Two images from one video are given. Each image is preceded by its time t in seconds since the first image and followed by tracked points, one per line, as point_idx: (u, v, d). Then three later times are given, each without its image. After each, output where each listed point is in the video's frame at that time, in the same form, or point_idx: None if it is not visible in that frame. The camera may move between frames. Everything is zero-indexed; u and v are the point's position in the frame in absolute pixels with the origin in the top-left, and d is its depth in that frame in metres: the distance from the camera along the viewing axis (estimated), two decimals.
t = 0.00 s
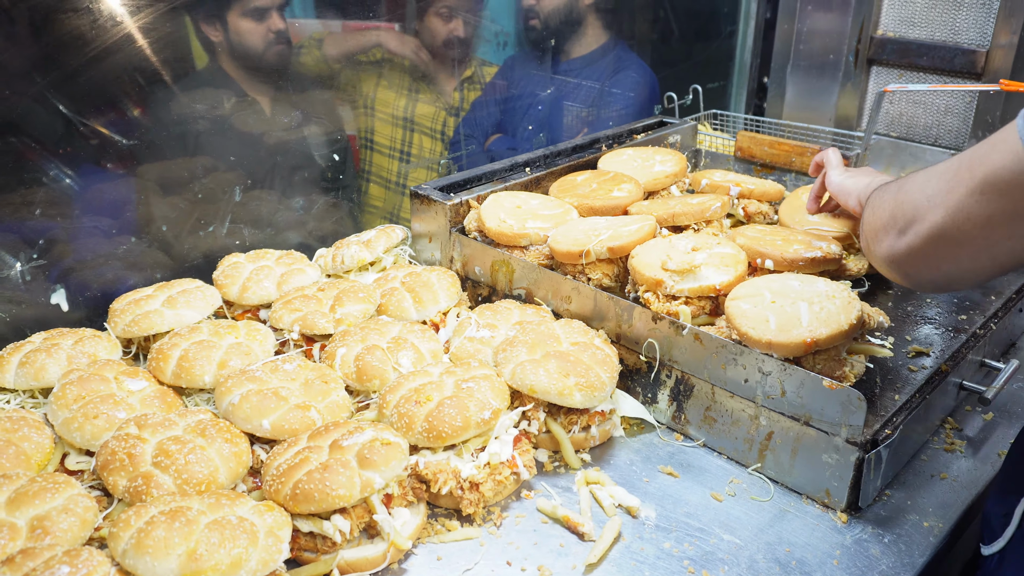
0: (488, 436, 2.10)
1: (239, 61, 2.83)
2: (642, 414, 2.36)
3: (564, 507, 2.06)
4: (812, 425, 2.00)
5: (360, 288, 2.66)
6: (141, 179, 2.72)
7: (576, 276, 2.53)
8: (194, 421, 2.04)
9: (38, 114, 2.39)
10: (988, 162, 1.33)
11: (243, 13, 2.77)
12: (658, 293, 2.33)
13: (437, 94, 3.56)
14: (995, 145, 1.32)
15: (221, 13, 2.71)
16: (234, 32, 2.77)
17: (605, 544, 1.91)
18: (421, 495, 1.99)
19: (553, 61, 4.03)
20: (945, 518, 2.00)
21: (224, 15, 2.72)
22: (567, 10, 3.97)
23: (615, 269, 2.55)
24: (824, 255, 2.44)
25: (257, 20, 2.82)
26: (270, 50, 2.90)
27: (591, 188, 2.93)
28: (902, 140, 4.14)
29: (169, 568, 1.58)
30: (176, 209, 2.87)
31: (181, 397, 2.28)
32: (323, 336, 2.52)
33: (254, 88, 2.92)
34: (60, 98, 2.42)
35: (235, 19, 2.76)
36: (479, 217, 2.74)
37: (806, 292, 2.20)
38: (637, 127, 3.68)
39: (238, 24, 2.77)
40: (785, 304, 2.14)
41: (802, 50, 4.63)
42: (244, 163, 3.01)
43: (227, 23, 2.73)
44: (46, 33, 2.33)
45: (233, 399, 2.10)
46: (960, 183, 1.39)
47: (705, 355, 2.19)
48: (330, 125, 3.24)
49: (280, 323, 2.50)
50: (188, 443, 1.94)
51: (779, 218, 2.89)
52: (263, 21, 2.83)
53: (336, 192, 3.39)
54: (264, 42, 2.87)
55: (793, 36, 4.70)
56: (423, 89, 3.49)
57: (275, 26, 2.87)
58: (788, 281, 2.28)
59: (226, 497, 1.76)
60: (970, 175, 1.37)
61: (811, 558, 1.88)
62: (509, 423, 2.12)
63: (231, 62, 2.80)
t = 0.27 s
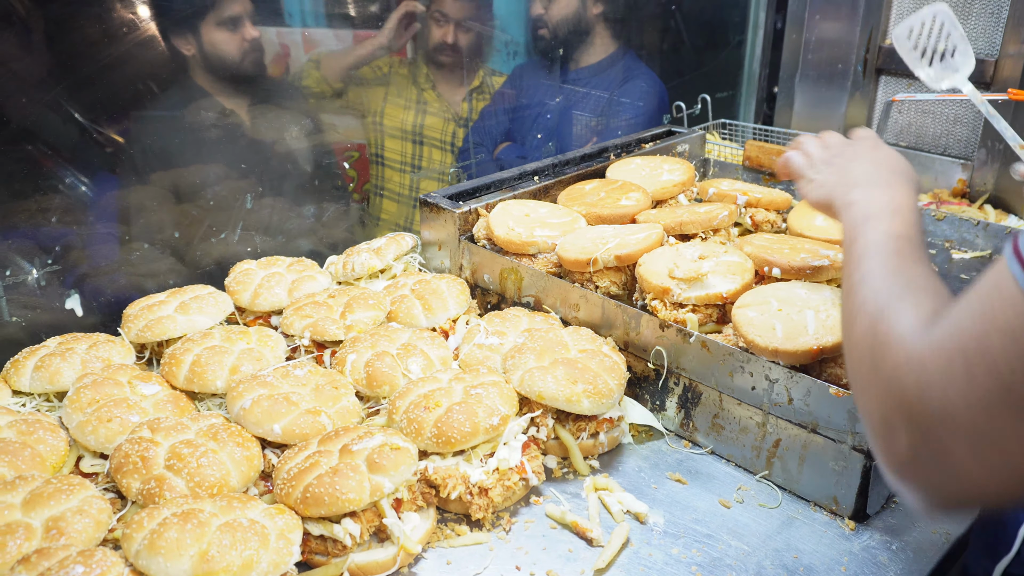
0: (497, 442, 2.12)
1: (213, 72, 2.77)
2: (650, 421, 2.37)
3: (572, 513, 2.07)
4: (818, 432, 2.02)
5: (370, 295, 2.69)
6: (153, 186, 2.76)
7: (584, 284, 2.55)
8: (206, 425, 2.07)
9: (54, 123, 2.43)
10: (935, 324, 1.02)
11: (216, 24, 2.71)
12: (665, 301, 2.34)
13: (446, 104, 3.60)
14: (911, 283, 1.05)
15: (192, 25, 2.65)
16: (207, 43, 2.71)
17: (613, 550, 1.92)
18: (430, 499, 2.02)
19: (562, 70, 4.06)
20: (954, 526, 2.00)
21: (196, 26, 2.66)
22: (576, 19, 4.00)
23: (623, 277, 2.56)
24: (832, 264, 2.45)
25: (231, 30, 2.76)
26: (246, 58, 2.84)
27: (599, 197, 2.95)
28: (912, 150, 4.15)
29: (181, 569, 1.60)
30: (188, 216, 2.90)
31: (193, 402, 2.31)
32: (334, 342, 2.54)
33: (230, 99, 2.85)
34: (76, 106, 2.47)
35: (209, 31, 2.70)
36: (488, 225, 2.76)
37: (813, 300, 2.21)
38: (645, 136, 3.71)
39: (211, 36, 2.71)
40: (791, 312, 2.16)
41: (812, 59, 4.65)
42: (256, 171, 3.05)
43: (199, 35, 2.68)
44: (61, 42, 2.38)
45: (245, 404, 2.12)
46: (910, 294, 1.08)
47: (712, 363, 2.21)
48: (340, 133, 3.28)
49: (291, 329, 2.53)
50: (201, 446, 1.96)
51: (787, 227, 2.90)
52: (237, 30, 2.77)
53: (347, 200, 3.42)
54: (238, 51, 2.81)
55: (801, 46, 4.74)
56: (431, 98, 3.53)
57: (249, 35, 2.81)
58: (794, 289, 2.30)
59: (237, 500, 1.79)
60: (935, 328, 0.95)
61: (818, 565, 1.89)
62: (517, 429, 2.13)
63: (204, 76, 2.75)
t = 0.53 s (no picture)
0: (508, 445, 2.13)
1: (203, 90, 2.73)
2: (661, 426, 2.38)
3: (584, 516, 2.08)
4: (829, 437, 2.02)
5: (383, 298, 2.71)
6: (166, 190, 2.79)
7: (595, 288, 2.56)
8: (221, 426, 2.09)
9: (69, 128, 2.45)
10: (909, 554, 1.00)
11: (206, 42, 2.68)
12: (676, 306, 2.34)
13: (457, 110, 3.69)
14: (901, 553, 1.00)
15: (181, 43, 2.62)
16: (197, 61, 2.68)
17: (625, 553, 1.93)
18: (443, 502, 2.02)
19: (573, 76, 4.08)
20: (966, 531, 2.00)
21: (185, 44, 2.63)
22: (587, 25, 4.01)
23: (634, 282, 2.58)
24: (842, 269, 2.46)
25: (221, 47, 2.73)
26: (236, 76, 2.81)
27: (610, 203, 2.96)
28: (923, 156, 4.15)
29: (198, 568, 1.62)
30: (202, 220, 2.93)
31: (208, 404, 2.33)
32: (346, 346, 2.56)
33: (219, 116, 2.82)
34: (90, 113, 2.49)
35: (199, 48, 2.67)
36: (499, 230, 2.78)
37: (824, 305, 2.22)
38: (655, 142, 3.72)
39: (202, 54, 2.68)
40: (801, 318, 2.16)
41: (822, 65, 4.66)
42: (269, 175, 3.08)
43: (189, 53, 2.65)
44: (78, 51, 2.39)
45: (260, 405, 2.15)
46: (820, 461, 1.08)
47: (723, 368, 2.21)
48: (353, 139, 3.30)
49: (304, 332, 2.55)
50: (216, 447, 1.98)
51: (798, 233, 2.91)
52: (227, 48, 2.74)
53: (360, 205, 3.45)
54: (229, 68, 2.78)
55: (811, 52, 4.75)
56: (442, 104, 3.61)
57: (239, 51, 2.78)
58: (806, 296, 2.29)
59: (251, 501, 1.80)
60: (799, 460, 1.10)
61: (830, 569, 1.90)
62: (529, 432, 2.16)
63: (195, 93, 2.71)
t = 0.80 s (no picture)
0: (529, 446, 2.15)
1: (207, 94, 2.74)
2: (681, 430, 2.39)
3: (603, 518, 2.10)
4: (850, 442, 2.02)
5: (403, 300, 2.73)
6: (188, 192, 2.82)
7: (615, 292, 2.57)
8: (245, 424, 2.11)
9: (87, 132, 2.49)
10: None
11: (210, 46, 2.68)
12: (697, 310, 2.37)
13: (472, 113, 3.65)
14: None
15: (186, 47, 2.63)
16: (201, 65, 2.69)
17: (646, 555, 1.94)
18: (463, 502, 2.03)
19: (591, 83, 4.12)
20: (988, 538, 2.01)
21: (190, 49, 2.63)
22: (610, 29, 4.06)
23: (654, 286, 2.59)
24: (862, 275, 2.46)
25: (226, 53, 2.73)
26: (241, 81, 2.81)
27: (630, 208, 2.98)
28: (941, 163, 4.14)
29: (225, 562, 1.65)
30: (224, 222, 2.96)
31: (231, 402, 2.36)
32: (367, 347, 2.58)
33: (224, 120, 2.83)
34: (109, 116, 2.53)
35: (203, 52, 2.67)
36: (520, 234, 2.80)
37: (844, 310, 2.23)
38: (674, 148, 3.74)
39: (206, 58, 2.69)
40: (822, 323, 2.17)
41: (840, 73, 4.68)
42: (291, 178, 3.11)
43: (193, 56, 2.65)
44: (97, 57, 2.43)
45: (283, 404, 2.17)
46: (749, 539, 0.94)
47: (744, 372, 2.22)
48: (373, 143, 3.33)
49: (326, 333, 2.57)
50: (240, 445, 2.01)
51: (817, 238, 2.92)
52: (232, 53, 2.74)
53: (380, 208, 3.47)
54: (232, 73, 2.77)
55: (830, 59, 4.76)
56: (460, 109, 3.59)
57: (245, 57, 2.78)
58: (826, 300, 2.30)
59: (276, 498, 1.83)
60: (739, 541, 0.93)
61: None
62: (550, 433, 2.15)
63: (199, 97, 2.72)
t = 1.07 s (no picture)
0: (554, 446, 2.15)
1: (226, 95, 2.75)
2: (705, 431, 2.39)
3: (627, 518, 2.10)
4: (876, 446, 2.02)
5: (428, 300, 2.75)
6: (215, 192, 2.85)
7: (640, 293, 2.58)
8: (273, 421, 2.13)
9: (104, 131, 2.50)
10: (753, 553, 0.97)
11: (232, 48, 2.70)
12: (723, 312, 2.38)
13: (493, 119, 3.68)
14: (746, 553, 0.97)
15: (208, 47, 2.64)
16: (222, 65, 2.70)
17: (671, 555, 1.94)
18: (489, 500, 2.04)
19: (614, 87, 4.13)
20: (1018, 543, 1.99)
21: (212, 49, 2.65)
22: (626, 37, 4.03)
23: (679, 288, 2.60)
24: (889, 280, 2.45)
25: (246, 54, 2.74)
26: (261, 81, 2.81)
27: (654, 210, 2.98)
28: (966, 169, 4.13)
29: (257, 555, 1.66)
30: (251, 221, 2.99)
31: (258, 399, 2.38)
32: (392, 346, 2.60)
33: (236, 120, 2.81)
34: (129, 117, 2.54)
35: (224, 54, 2.69)
36: (545, 235, 2.82)
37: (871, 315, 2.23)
38: (698, 152, 3.75)
39: (227, 59, 2.70)
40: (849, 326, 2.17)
41: (864, 79, 4.68)
42: (316, 179, 3.14)
43: (215, 57, 2.66)
44: (120, 59, 2.45)
45: (311, 401, 2.19)
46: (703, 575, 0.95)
47: (769, 375, 2.22)
48: (396, 144, 3.35)
49: (351, 332, 2.59)
50: (269, 440, 2.03)
51: (842, 243, 2.91)
52: (253, 54, 2.75)
53: (404, 209, 3.49)
54: (253, 74, 2.78)
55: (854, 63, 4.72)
56: (479, 113, 3.61)
57: (264, 58, 2.79)
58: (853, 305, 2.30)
59: (305, 492, 1.84)
60: None
61: None
62: (575, 433, 2.17)
63: (215, 97, 2.72)
